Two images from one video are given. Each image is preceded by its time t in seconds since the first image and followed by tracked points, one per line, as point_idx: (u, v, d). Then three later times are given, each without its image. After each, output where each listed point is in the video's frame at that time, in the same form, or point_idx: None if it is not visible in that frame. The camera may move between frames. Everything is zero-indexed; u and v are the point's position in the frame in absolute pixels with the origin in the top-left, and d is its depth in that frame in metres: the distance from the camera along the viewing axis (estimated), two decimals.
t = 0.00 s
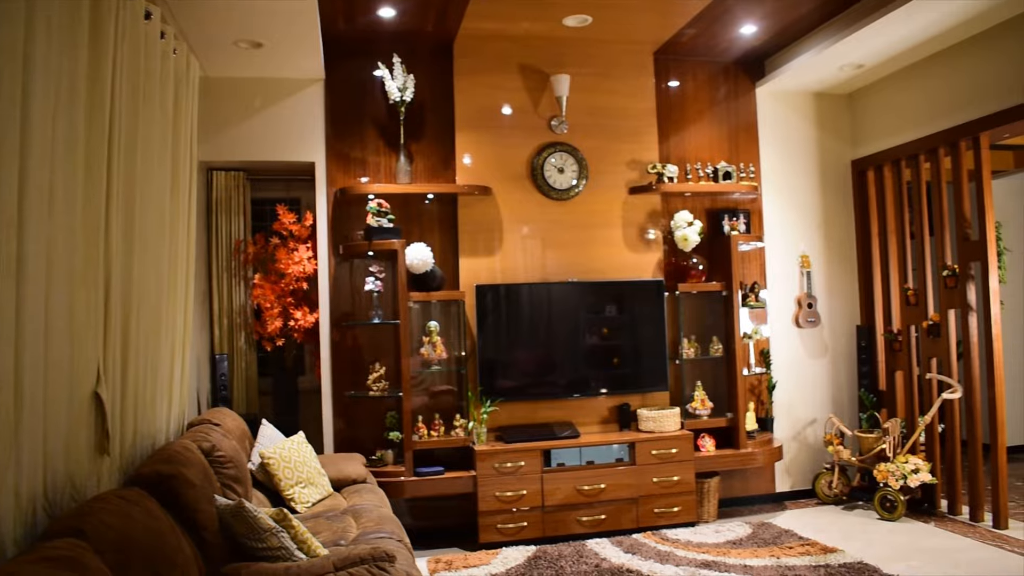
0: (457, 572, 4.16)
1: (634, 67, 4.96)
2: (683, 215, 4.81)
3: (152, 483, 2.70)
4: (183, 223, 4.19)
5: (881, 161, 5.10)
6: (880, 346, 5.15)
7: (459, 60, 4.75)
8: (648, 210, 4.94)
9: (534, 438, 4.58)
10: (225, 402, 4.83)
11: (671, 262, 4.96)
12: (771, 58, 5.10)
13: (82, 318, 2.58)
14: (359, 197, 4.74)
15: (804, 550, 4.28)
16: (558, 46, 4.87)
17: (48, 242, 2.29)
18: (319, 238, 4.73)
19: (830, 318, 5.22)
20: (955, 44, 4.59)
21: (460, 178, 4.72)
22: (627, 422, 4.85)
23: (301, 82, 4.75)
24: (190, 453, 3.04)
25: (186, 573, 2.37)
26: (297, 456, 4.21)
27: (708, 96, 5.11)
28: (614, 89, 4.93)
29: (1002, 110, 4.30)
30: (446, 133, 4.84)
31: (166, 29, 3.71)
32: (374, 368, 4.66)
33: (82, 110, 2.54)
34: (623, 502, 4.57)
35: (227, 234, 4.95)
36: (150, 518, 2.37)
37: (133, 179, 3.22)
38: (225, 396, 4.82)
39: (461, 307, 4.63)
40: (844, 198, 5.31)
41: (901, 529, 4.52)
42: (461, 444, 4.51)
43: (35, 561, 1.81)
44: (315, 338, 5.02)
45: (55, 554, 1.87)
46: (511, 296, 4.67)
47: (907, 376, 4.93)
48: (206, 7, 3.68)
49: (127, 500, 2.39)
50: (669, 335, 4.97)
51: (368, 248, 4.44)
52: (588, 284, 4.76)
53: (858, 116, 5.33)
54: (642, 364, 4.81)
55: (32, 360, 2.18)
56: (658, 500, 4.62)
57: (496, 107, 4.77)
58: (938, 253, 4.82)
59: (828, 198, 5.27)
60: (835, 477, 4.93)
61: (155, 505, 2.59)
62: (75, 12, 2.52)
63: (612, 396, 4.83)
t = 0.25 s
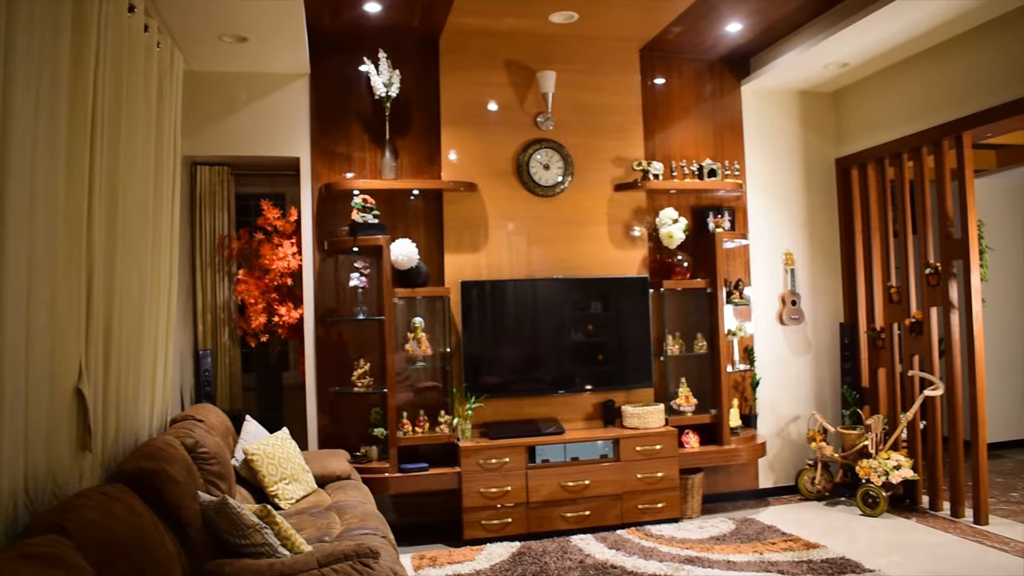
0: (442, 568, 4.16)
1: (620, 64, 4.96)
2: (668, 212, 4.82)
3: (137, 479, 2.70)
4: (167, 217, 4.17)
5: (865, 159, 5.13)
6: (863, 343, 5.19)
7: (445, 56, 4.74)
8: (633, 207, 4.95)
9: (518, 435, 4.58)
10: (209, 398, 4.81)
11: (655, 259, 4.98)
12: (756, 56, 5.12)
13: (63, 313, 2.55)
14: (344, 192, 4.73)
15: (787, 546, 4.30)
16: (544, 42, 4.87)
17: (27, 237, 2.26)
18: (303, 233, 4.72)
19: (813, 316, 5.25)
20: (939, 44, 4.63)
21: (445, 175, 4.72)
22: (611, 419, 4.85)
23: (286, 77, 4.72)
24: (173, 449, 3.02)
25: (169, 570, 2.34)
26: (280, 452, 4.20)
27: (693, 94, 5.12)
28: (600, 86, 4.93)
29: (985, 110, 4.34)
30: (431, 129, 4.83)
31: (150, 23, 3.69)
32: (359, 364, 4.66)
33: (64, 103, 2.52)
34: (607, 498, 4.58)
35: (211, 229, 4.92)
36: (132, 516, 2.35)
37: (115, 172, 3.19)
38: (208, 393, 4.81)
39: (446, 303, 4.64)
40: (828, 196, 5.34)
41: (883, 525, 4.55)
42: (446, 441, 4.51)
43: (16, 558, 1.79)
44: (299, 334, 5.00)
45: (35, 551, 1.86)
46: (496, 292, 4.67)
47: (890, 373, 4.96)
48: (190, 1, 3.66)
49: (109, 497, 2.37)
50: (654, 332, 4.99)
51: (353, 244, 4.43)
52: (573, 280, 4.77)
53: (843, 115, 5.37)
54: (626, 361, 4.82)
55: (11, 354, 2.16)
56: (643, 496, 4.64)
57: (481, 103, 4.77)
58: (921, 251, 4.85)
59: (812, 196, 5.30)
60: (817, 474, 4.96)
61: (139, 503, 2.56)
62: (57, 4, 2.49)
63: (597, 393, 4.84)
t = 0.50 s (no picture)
0: (429, 566, 4.17)
1: (608, 62, 4.96)
2: (656, 210, 4.82)
3: (123, 478, 2.67)
4: (152, 214, 4.13)
5: (851, 158, 5.15)
6: (849, 341, 5.21)
7: (433, 53, 4.73)
8: (621, 205, 4.96)
9: (506, 432, 4.58)
10: (195, 395, 4.80)
11: (643, 257, 4.99)
12: (743, 55, 5.13)
13: (49, 309, 2.53)
14: (332, 189, 4.71)
15: (772, 542, 4.33)
16: (532, 40, 4.86)
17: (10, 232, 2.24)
18: (290, 230, 4.71)
19: (800, 313, 5.27)
20: (925, 44, 4.65)
21: (433, 172, 4.71)
22: (599, 416, 4.86)
23: (273, 73, 4.70)
24: (159, 447, 3.00)
25: (155, 569, 2.34)
26: (267, 449, 4.18)
27: (681, 92, 5.13)
28: (588, 83, 4.93)
29: (970, 109, 4.37)
30: (419, 126, 4.82)
31: (137, 18, 3.67)
32: (346, 361, 4.65)
33: (48, 98, 2.49)
34: (594, 495, 4.59)
35: (197, 225, 4.90)
36: (117, 514, 2.33)
37: (100, 167, 3.16)
38: (194, 390, 4.83)
39: (434, 301, 4.63)
40: (815, 195, 5.36)
41: (868, 522, 4.57)
42: (433, 438, 4.51)
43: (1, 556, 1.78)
44: (286, 331, 4.98)
45: (21, 549, 1.85)
46: (484, 289, 4.66)
47: (875, 371, 4.99)
48: None
49: (94, 495, 2.35)
50: (641, 329, 4.99)
51: (340, 241, 4.42)
52: (560, 277, 4.77)
53: (829, 114, 5.39)
54: (613, 358, 4.83)
55: None
56: (629, 493, 4.65)
57: (469, 101, 4.77)
58: (907, 250, 4.87)
59: (799, 194, 5.32)
60: (803, 471, 4.99)
61: (127, 501, 2.54)
62: None
63: (584, 390, 4.84)
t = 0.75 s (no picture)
0: (414, 563, 4.16)
1: (594, 60, 4.97)
2: (641, 207, 4.83)
3: (105, 476, 2.61)
4: (136, 209, 4.09)
5: (836, 156, 5.18)
6: (832, 338, 5.24)
7: (419, 50, 4.72)
8: (606, 202, 4.97)
9: (491, 429, 4.58)
10: (178, 393, 4.77)
11: (628, 254, 4.99)
12: (729, 53, 5.15)
13: (30, 304, 2.50)
14: (317, 185, 4.70)
15: (756, 539, 4.35)
16: (518, 37, 4.86)
17: None
18: (275, 226, 4.69)
19: (784, 311, 5.30)
20: (909, 43, 4.68)
21: (418, 168, 4.70)
22: (584, 413, 4.87)
23: (258, 69, 4.67)
24: (142, 444, 2.97)
25: (138, 567, 2.32)
26: (251, 447, 4.16)
27: (666, 90, 5.14)
28: (574, 81, 4.93)
29: (954, 108, 4.39)
30: (404, 123, 4.81)
31: (120, 12, 3.64)
32: (331, 358, 4.63)
33: (30, 91, 2.47)
34: (579, 492, 4.60)
35: (181, 221, 4.87)
36: (98, 510, 2.31)
37: (83, 163, 3.14)
38: (178, 387, 4.77)
39: (419, 298, 4.62)
40: (800, 193, 5.39)
41: (852, 518, 4.59)
42: (418, 435, 4.50)
43: None
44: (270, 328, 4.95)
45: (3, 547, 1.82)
46: (469, 286, 4.66)
47: (859, 368, 5.02)
48: None
49: (75, 492, 2.32)
50: (626, 327, 4.99)
51: (326, 237, 4.40)
52: (545, 275, 4.77)
53: (814, 112, 5.41)
54: (599, 356, 4.84)
55: None
56: (614, 490, 4.66)
57: (455, 97, 4.76)
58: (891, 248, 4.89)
59: (784, 192, 5.34)
60: (787, 467, 5.02)
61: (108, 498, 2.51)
62: None
63: (569, 387, 4.85)
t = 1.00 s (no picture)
0: (396, 560, 4.16)
1: (579, 57, 4.97)
2: (624, 205, 4.84)
3: (85, 473, 2.59)
4: (117, 205, 4.06)
5: (818, 155, 5.21)
6: (814, 335, 5.27)
7: (402, 45, 4.70)
8: (590, 199, 4.98)
9: (473, 426, 4.58)
10: (159, 389, 4.74)
11: (611, 251, 5.02)
12: (712, 52, 5.16)
13: (8, 300, 2.48)
14: (300, 181, 4.68)
15: (737, 535, 4.38)
16: (502, 34, 4.85)
17: None
18: (257, 223, 4.67)
19: (766, 308, 5.33)
20: (890, 43, 4.71)
21: (402, 165, 4.69)
22: (567, 410, 4.88)
23: (240, 64, 4.64)
24: (121, 441, 2.94)
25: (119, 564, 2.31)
26: (233, 444, 4.14)
27: (650, 87, 5.15)
28: (558, 78, 4.94)
29: (935, 107, 4.43)
30: (388, 119, 4.79)
31: (100, 6, 3.61)
32: (313, 355, 4.62)
33: (8, 86, 2.45)
34: (562, 489, 4.61)
35: (162, 217, 4.84)
36: (79, 509, 2.29)
37: (62, 158, 3.11)
38: (159, 384, 4.75)
39: (402, 294, 4.62)
40: (782, 191, 5.42)
41: (832, 514, 4.62)
42: (401, 432, 4.50)
43: None
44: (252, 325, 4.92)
45: None
46: (453, 282, 4.66)
47: (839, 365, 5.05)
48: None
49: (54, 490, 2.30)
50: (609, 324, 5.01)
51: (308, 234, 4.38)
52: (528, 272, 4.77)
53: (796, 111, 5.45)
54: (581, 352, 4.85)
55: None
56: (597, 487, 4.67)
57: (439, 93, 4.75)
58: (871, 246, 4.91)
59: (766, 190, 5.37)
60: (768, 464, 5.05)
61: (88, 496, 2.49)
62: None
63: (552, 384, 4.86)
